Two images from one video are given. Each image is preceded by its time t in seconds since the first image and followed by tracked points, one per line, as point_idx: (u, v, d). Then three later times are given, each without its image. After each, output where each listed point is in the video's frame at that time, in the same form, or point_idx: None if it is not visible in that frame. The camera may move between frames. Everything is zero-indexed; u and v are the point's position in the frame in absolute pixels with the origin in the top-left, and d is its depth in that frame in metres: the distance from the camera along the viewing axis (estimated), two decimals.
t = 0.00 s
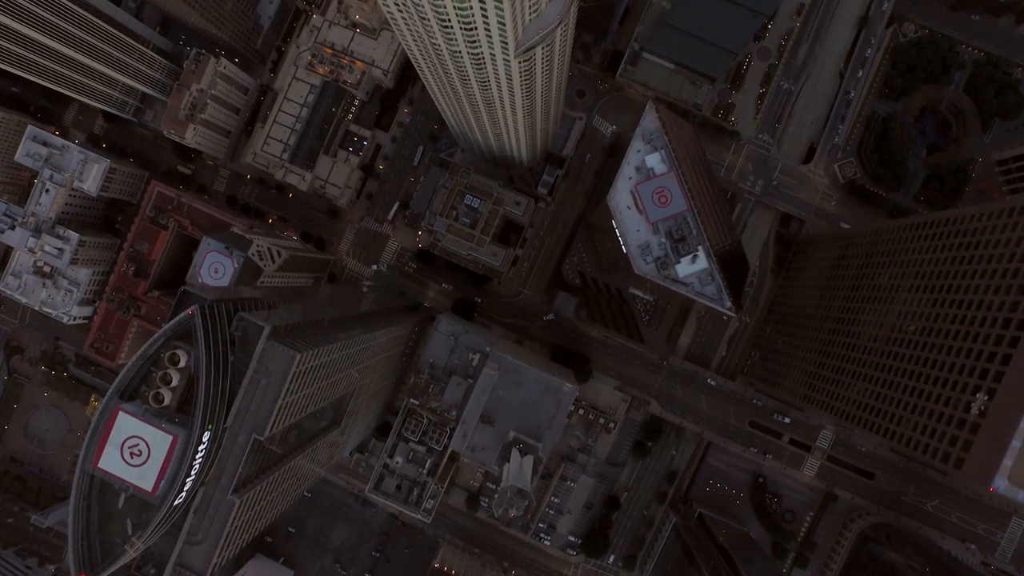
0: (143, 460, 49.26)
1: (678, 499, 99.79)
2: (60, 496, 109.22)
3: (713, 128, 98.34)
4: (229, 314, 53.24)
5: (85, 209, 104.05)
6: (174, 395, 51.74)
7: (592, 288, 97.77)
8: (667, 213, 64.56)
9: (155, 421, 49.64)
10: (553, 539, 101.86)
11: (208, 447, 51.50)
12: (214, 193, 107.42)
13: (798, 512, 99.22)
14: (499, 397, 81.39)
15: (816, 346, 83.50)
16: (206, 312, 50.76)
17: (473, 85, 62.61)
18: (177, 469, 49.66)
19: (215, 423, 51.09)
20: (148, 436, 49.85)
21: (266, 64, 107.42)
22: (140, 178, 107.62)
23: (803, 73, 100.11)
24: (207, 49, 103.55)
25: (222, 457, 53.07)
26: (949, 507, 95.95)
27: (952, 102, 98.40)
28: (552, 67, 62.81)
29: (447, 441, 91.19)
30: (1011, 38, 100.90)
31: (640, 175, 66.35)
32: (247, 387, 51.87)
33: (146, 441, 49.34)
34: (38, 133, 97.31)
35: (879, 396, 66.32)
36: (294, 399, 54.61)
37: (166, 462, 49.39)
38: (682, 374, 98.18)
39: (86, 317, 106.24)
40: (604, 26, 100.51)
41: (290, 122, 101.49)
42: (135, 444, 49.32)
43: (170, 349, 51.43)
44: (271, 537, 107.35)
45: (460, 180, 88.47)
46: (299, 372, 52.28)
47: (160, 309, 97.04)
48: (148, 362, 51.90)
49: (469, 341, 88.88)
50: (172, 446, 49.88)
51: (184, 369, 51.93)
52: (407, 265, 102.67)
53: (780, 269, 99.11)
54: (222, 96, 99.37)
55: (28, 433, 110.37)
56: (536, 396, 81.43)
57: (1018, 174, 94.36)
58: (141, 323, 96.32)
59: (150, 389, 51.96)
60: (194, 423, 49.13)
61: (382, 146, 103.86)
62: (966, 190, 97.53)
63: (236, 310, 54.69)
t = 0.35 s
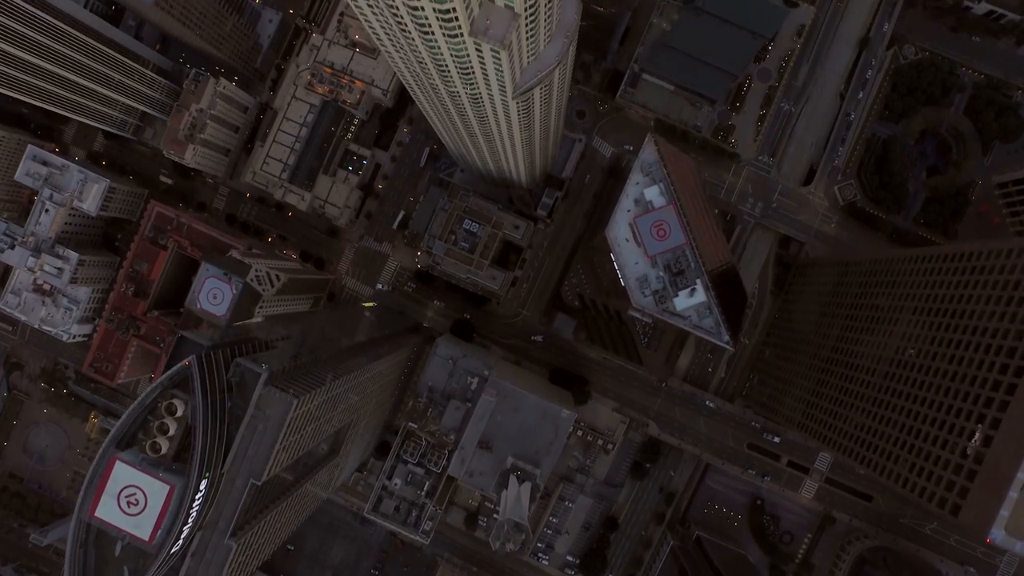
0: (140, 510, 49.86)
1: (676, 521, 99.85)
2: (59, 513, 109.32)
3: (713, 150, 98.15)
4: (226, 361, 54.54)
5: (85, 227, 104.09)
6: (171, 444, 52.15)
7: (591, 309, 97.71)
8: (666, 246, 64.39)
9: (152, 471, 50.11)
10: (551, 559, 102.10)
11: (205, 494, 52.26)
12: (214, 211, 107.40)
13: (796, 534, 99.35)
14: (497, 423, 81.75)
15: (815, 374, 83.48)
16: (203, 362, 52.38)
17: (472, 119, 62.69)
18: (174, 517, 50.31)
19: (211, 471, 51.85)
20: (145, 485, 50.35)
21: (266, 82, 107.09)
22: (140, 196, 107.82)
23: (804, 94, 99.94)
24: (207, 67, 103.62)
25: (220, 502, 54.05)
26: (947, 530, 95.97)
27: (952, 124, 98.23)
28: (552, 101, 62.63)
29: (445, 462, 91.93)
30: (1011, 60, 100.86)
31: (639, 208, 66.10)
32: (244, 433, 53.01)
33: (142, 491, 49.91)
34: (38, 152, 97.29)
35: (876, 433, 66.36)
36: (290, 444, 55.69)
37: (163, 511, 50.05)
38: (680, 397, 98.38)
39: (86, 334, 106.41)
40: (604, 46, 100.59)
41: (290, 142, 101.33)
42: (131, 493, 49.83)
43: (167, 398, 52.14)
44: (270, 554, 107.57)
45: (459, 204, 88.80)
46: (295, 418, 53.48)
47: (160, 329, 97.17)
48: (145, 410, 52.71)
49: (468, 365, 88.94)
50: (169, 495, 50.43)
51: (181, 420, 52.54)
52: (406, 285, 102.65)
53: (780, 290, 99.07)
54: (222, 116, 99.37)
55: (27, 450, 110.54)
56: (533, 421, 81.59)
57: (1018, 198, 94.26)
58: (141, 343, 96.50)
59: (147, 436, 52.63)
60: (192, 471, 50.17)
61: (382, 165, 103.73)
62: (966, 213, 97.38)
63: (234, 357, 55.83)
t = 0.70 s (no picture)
0: (137, 563, 51.18)
1: (673, 544, 100.16)
2: (57, 531, 109.41)
3: (712, 175, 97.95)
4: (222, 413, 57.25)
5: (84, 247, 104.22)
6: (167, 497, 53.36)
7: (589, 334, 97.77)
8: (663, 284, 64.52)
9: (149, 526, 51.17)
10: None
11: (202, 544, 53.89)
12: (213, 231, 107.36)
13: (793, 558, 99.60)
14: (494, 451, 81.91)
15: (811, 405, 83.49)
16: (199, 416, 54.55)
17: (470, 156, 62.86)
18: (171, 569, 51.60)
19: (208, 522, 53.37)
20: (141, 538, 51.48)
21: (265, 102, 106.96)
22: (140, 216, 107.86)
23: (804, 118, 99.85)
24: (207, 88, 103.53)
25: (218, 549, 56.58)
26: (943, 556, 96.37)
27: (952, 150, 98.06)
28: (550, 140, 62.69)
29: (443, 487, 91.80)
30: (1012, 84, 100.65)
31: (637, 245, 66.26)
32: (241, 481, 55.61)
33: (139, 545, 51.10)
34: (37, 173, 97.36)
35: (871, 473, 66.44)
36: (285, 492, 58.16)
37: (160, 564, 51.42)
38: (678, 421, 98.79)
39: (85, 354, 106.57)
40: (604, 70, 100.80)
41: (289, 163, 101.14)
42: (128, 547, 51.01)
43: (163, 453, 53.16)
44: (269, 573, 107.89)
45: (457, 231, 89.14)
46: (291, 467, 56.19)
47: (158, 351, 97.39)
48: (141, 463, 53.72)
49: (466, 392, 88.79)
50: (165, 548, 51.62)
51: (177, 473, 53.73)
52: (405, 307, 102.76)
53: (778, 315, 99.15)
54: (221, 137, 99.46)
55: (26, 468, 110.82)
56: (531, 450, 81.84)
57: (1018, 226, 94.15)
58: (139, 365, 96.74)
59: (142, 488, 53.58)
60: (188, 524, 51.39)
61: (381, 186, 103.58)
62: (965, 240, 97.33)
63: (231, 409, 58.55)
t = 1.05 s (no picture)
0: None
1: (670, 565, 100.36)
2: (55, 549, 109.55)
3: (712, 197, 97.91)
4: (220, 459, 57.87)
5: (84, 267, 104.39)
6: (163, 546, 56.10)
7: (587, 355, 97.98)
8: (660, 317, 64.68)
9: None
10: None
11: None
12: (213, 250, 107.47)
13: None
14: (493, 477, 82.14)
15: (808, 433, 83.51)
16: (196, 463, 55.55)
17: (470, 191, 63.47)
18: None
19: (205, 568, 54.91)
20: None
21: (264, 120, 106.94)
22: (140, 235, 107.99)
23: (803, 140, 99.83)
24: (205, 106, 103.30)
25: None
26: None
27: (952, 173, 97.99)
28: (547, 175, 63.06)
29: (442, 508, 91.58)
30: (1012, 106, 100.53)
31: (635, 278, 66.31)
32: (238, 526, 56.21)
33: None
34: (37, 193, 97.55)
35: (867, 509, 66.48)
36: (282, 534, 58.50)
37: None
38: (675, 443, 99.15)
39: (84, 372, 106.74)
40: (603, 91, 100.93)
41: (288, 183, 101.10)
42: None
43: (160, 504, 55.39)
44: None
45: (456, 255, 89.35)
46: (287, 513, 56.84)
47: (157, 372, 97.52)
48: (138, 511, 56.26)
49: (464, 415, 89.05)
50: None
51: (174, 521, 56.41)
52: (404, 327, 102.95)
53: (776, 337, 99.18)
54: (220, 157, 99.36)
55: (25, 484, 111.07)
56: (529, 476, 82.10)
57: (1017, 250, 94.08)
58: (138, 385, 96.98)
59: (139, 535, 56.63)
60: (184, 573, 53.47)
61: (380, 206, 103.78)
62: (964, 263, 97.32)
63: (228, 453, 59.01)
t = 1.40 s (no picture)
0: None
1: None
2: (54, 565, 109.68)
3: (710, 219, 97.97)
4: (218, 504, 60.25)
5: (83, 285, 104.48)
6: None
7: (585, 377, 97.89)
8: (658, 350, 65.01)
9: None
10: None
11: None
12: (212, 267, 107.58)
13: None
14: (491, 502, 82.33)
15: (805, 460, 83.61)
16: (194, 512, 57.87)
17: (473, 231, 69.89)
18: None
19: None
20: None
21: (263, 138, 106.34)
22: (139, 253, 108.08)
23: (803, 161, 99.78)
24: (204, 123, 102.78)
25: None
26: None
27: (951, 195, 97.97)
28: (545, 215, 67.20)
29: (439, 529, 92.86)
30: (1012, 128, 100.34)
31: (631, 311, 66.31)
32: (236, 569, 58.46)
33: None
34: (37, 213, 97.78)
35: (863, 543, 66.66)
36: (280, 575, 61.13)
37: None
38: (673, 464, 99.60)
39: (84, 390, 106.82)
40: (603, 111, 101.01)
41: (287, 203, 100.69)
42: None
43: (158, 552, 57.30)
44: None
45: (455, 279, 89.91)
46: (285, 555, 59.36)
47: (156, 392, 97.57)
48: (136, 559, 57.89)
49: (463, 438, 88.92)
50: None
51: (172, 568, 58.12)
52: (403, 346, 103.08)
53: (775, 359, 99.21)
54: (219, 177, 99.39)
55: (25, 501, 111.28)
56: (526, 501, 82.32)
57: (1017, 274, 93.99)
58: (138, 405, 97.13)
59: None
60: None
61: (379, 226, 103.83)
62: (962, 286, 97.32)
63: (226, 498, 61.38)
